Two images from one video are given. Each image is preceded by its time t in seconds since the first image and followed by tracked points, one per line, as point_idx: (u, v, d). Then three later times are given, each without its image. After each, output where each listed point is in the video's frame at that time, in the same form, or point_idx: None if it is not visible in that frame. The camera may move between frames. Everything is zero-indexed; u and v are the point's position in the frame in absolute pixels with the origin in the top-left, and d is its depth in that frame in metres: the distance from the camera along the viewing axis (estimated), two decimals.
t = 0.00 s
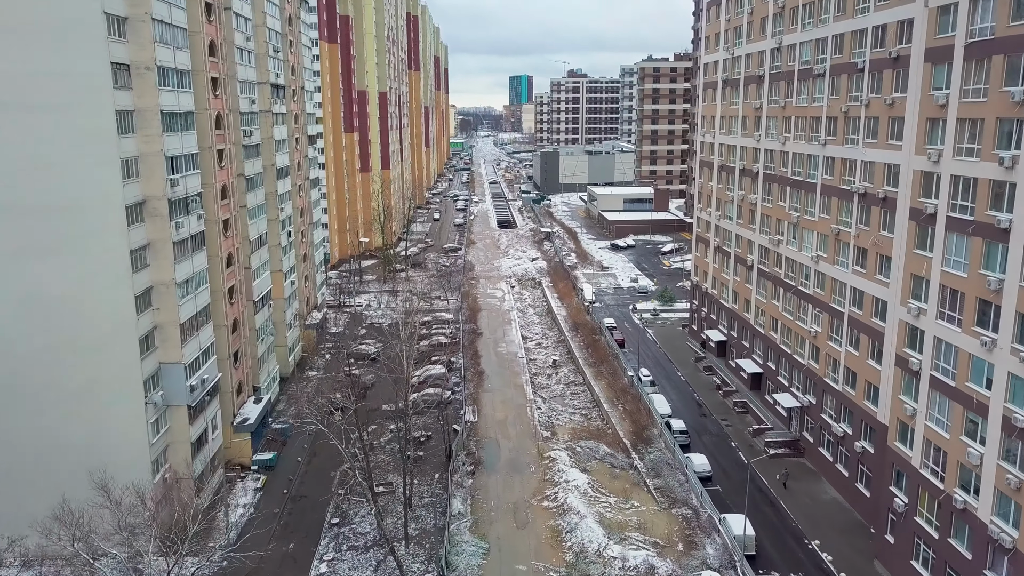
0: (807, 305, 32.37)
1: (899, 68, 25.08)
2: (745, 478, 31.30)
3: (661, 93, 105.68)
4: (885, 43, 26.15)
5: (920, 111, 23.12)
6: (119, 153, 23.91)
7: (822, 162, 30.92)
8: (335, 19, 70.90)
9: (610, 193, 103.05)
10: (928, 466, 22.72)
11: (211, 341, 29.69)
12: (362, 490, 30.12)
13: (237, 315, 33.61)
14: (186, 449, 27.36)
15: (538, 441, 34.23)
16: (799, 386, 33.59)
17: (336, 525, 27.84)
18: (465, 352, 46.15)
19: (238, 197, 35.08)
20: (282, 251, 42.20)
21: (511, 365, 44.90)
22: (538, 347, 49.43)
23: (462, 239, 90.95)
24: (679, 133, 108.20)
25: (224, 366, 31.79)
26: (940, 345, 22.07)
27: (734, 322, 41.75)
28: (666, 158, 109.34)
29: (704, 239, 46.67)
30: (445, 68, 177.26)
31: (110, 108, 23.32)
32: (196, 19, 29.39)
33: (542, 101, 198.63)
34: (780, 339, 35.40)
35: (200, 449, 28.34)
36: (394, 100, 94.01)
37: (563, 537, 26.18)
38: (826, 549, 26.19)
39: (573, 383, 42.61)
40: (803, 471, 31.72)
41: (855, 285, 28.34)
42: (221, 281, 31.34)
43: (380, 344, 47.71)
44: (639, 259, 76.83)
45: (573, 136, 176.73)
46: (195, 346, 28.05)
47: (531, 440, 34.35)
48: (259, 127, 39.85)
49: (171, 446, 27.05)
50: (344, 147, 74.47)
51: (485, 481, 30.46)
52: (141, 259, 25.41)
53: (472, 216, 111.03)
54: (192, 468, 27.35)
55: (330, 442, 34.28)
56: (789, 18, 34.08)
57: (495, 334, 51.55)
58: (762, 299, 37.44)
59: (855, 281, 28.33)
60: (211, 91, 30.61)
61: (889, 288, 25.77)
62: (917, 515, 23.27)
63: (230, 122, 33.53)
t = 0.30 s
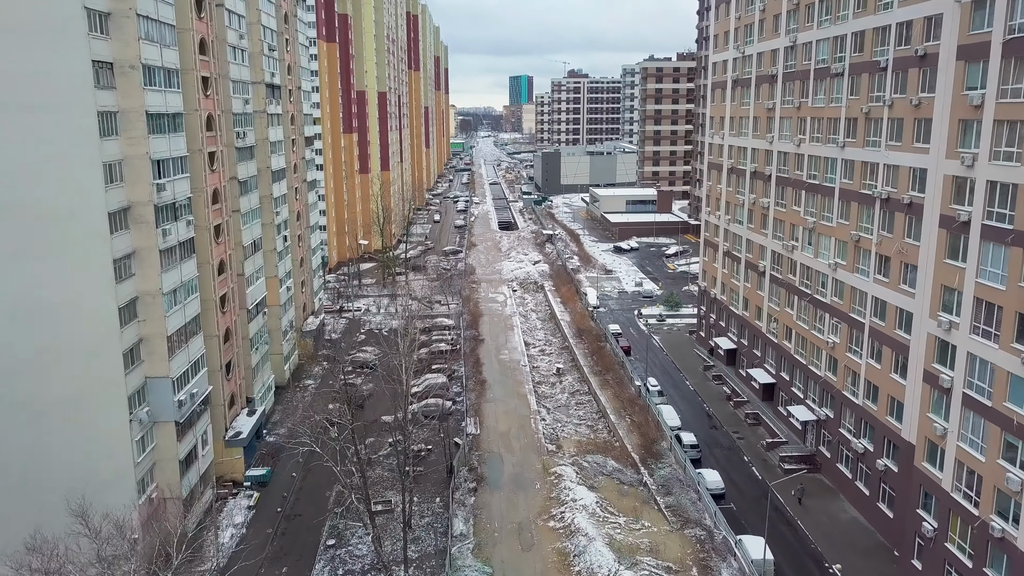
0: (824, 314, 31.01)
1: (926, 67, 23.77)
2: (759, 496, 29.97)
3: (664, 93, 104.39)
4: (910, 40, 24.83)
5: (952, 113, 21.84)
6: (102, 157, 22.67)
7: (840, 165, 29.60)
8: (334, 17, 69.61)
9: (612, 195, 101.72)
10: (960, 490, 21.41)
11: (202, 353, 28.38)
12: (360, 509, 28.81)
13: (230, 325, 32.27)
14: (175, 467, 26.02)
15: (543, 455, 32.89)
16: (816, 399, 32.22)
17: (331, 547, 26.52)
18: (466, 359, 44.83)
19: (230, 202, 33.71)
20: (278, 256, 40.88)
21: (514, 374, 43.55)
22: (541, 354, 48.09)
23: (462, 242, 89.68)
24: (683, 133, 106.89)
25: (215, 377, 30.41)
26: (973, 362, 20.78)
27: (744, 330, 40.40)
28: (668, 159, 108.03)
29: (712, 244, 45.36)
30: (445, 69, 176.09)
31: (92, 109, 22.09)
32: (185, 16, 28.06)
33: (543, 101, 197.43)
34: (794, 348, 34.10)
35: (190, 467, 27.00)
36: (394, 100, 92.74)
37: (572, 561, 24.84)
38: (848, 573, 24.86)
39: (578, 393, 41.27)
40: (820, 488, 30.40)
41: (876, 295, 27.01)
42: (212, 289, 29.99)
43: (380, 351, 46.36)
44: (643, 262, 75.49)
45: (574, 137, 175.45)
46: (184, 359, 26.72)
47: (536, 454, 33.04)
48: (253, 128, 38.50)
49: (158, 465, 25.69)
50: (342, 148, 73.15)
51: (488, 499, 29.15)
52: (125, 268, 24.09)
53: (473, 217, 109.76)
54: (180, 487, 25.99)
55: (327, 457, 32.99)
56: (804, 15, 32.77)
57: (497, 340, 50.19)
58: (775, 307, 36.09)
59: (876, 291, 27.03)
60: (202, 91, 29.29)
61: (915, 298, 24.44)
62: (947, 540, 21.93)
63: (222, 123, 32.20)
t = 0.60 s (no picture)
0: (843, 324, 29.67)
1: (956, 65, 22.47)
2: (775, 514, 28.64)
3: (667, 93, 103.11)
4: (938, 37, 23.51)
5: (988, 113, 20.61)
6: (82, 161, 21.33)
7: (859, 169, 28.29)
8: (332, 16, 68.35)
9: (615, 196, 100.32)
10: (997, 515, 20.10)
11: (192, 365, 27.07)
12: (357, 529, 27.47)
13: (222, 334, 30.96)
14: (162, 486, 24.68)
15: (548, 471, 31.56)
16: (833, 412, 30.85)
17: (326, 571, 25.19)
18: (468, 367, 43.51)
19: (222, 206, 32.37)
20: (273, 262, 39.57)
21: (517, 382, 42.19)
22: (545, 361, 46.74)
23: (463, 244, 88.35)
24: (686, 133, 105.49)
25: (206, 390, 29.04)
26: (1012, 379, 19.50)
27: (756, 338, 39.07)
28: (672, 159, 106.64)
29: (721, 248, 44.03)
30: (445, 68, 174.84)
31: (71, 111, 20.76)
32: (173, 12, 26.74)
33: (544, 101, 196.14)
34: (809, 358, 32.79)
35: (178, 486, 25.66)
36: (394, 100, 91.44)
37: None
38: None
39: (583, 403, 39.96)
40: (838, 505, 29.07)
41: (899, 305, 25.72)
42: (202, 298, 28.66)
43: (379, 359, 45.05)
44: (647, 265, 74.13)
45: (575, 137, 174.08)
46: (172, 372, 25.40)
47: (541, 469, 31.74)
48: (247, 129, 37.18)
49: (143, 485, 24.32)
50: (342, 149, 71.88)
51: (492, 519, 27.82)
52: (107, 278, 22.69)
53: (473, 219, 108.47)
54: (168, 508, 24.66)
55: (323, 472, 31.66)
56: (820, 12, 31.45)
57: (499, 347, 48.81)
58: (789, 315, 34.78)
59: (899, 300, 25.75)
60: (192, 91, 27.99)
61: (943, 310, 23.11)
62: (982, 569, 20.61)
63: (214, 124, 30.88)
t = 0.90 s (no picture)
0: (863, 335, 28.32)
1: (991, 63, 21.16)
2: (793, 534, 27.26)
3: (671, 94, 101.83)
4: (970, 33, 22.20)
5: None
6: (60, 166, 19.96)
7: (881, 172, 26.96)
8: (331, 15, 67.06)
9: (617, 197, 98.72)
10: None
11: (179, 379, 25.70)
12: (353, 551, 26.12)
13: (213, 345, 29.62)
14: (147, 509, 23.27)
15: (554, 488, 30.22)
16: (852, 426, 29.48)
17: None
18: (469, 376, 42.18)
19: (213, 210, 31.02)
20: (268, 267, 38.27)
21: (520, 392, 40.84)
22: (549, 369, 45.39)
23: (464, 246, 87.02)
24: (690, 134, 104.15)
25: (195, 404, 27.68)
26: None
27: (768, 347, 37.73)
28: (675, 160, 105.26)
29: (731, 253, 42.68)
30: (446, 68, 173.54)
31: (48, 112, 19.41)
32: (161, 8, 25.41)
33: (545, 101, 194.74)
34: (826, 369, 31.46)
35: (164, 508, 24.25)
36: (394, 100, 90.11)
37: None
38: None
39: (588, 414, 38.64)
40: (858, 525, 27.68)
41: (926, 316, 24.37)
42: (192, 308, 27.29)
43: (378, 368, 43.69)
44: (652, 268, 72.73)
45: (577, 137, 172.73)
46: (159, 387, 24.01)
47: (547, 486, 30.40)
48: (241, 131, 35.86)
49: (127, 507, 22.96)
50: (341, 151, 70.63)
51: (496, 540, 26.48)
52: (87, 289, 21.31)
53: (474, 220, 107.17)
54: (153, 532, 23.30)
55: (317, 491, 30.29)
56: (838, 8, 30.12)
57: (501, 354, 47.42)
58: (804, 324, 33.44)
59: (925, 311, 24.43)
60: (180, 91, 26.66)
61: (976, 322, 21.77)
62: None
63: (205, 126, 29.55)
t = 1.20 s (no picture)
0: (886, 346, 26.95)
1: None
2: (813, 557, 25.88)
3: (674, 93, 100.55)
4: (1005, 28, 20.86)
5: None
6: (33, 170, 18.59)
7: (906, 175, 25.59)
8: (329, 13, 65.75)
9: (621, 198, 96.97)
10: None
11: (166, 393, 24.33)
12: None
13: (203, 357, 28.28)
14: (130, 534, 21.90)
15: (561, 506, 28.88)
16: (873, 442, 28.10)
17: None
18: (471, 385, 40.85)
19: (204, 215, 29.64)
20: (263, 273, 36.92)
21: (524, 402, 39.44)
22: (553, 377, 44.01)
23: (465, 249, 85.65)
24: (693, 134, 102.77)
25: (183, 419, 26.31)
26: None
27: (781, 355, 36.36)
28: (678, 161, 103.87)
29: (741, 258, 41.31)
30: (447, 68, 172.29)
31: (20, 112, 18.03)
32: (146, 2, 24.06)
33: (546, 101, 193.31)
34: (844, 381, 30.08)
35: (149, 531, 22.88)
36: (394, 100, 88.77)
37: None
38: None
39: (595, 425, 37.32)
40: (881, 547, 26.30)
41: (956, 328, 23.00)
42: (180, 319, 25.93)
43: (377, 377, 42.30)
44: (656, 271, 71.35)
45: (578, 138, 171.37)
46: (143, 404, 22.64)
47: (553, 504, 29.07)
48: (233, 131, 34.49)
49: (109, 532, 21.60)
50: (340, 152, 69.32)
51: (500, 563, 25.16)
52: (64, 302, 19.96)
53: (475, 222, 105.83)
54: (137, 558, 21.94)
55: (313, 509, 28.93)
56: (858, 3, 28.76)
57: (504, 361, 45.99)
58: (820, 333, 32.11)
59: (955, 323, 23.06)
60: (167, 89, 25.29)
61: (1014, 337, 20.41)
62: None
63: (194, 127, 28.19)
